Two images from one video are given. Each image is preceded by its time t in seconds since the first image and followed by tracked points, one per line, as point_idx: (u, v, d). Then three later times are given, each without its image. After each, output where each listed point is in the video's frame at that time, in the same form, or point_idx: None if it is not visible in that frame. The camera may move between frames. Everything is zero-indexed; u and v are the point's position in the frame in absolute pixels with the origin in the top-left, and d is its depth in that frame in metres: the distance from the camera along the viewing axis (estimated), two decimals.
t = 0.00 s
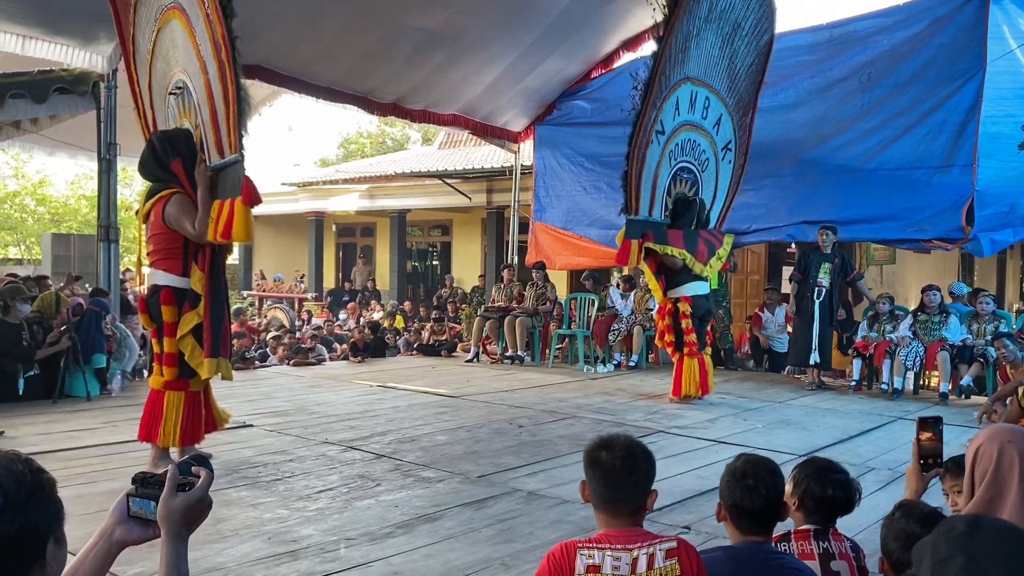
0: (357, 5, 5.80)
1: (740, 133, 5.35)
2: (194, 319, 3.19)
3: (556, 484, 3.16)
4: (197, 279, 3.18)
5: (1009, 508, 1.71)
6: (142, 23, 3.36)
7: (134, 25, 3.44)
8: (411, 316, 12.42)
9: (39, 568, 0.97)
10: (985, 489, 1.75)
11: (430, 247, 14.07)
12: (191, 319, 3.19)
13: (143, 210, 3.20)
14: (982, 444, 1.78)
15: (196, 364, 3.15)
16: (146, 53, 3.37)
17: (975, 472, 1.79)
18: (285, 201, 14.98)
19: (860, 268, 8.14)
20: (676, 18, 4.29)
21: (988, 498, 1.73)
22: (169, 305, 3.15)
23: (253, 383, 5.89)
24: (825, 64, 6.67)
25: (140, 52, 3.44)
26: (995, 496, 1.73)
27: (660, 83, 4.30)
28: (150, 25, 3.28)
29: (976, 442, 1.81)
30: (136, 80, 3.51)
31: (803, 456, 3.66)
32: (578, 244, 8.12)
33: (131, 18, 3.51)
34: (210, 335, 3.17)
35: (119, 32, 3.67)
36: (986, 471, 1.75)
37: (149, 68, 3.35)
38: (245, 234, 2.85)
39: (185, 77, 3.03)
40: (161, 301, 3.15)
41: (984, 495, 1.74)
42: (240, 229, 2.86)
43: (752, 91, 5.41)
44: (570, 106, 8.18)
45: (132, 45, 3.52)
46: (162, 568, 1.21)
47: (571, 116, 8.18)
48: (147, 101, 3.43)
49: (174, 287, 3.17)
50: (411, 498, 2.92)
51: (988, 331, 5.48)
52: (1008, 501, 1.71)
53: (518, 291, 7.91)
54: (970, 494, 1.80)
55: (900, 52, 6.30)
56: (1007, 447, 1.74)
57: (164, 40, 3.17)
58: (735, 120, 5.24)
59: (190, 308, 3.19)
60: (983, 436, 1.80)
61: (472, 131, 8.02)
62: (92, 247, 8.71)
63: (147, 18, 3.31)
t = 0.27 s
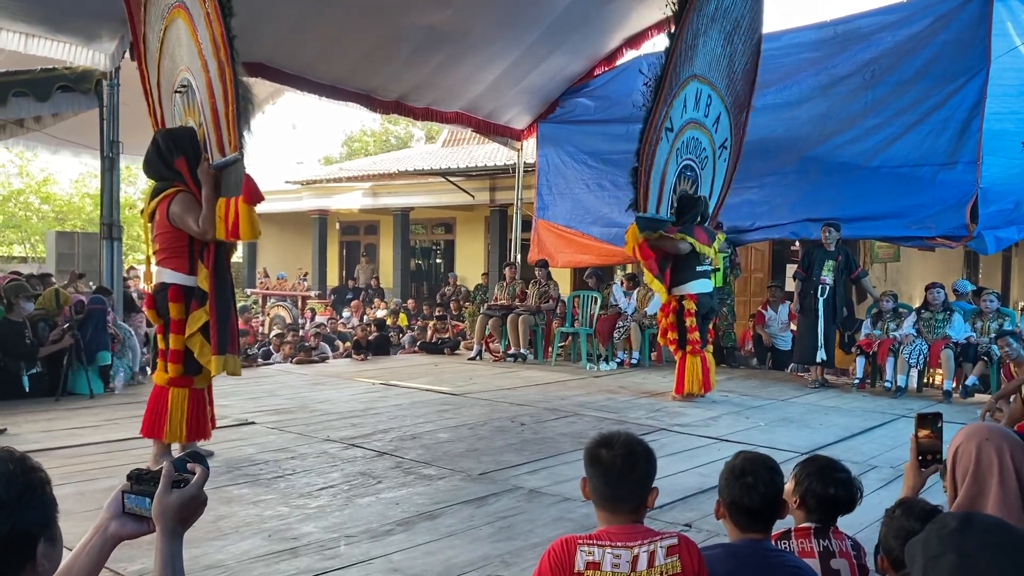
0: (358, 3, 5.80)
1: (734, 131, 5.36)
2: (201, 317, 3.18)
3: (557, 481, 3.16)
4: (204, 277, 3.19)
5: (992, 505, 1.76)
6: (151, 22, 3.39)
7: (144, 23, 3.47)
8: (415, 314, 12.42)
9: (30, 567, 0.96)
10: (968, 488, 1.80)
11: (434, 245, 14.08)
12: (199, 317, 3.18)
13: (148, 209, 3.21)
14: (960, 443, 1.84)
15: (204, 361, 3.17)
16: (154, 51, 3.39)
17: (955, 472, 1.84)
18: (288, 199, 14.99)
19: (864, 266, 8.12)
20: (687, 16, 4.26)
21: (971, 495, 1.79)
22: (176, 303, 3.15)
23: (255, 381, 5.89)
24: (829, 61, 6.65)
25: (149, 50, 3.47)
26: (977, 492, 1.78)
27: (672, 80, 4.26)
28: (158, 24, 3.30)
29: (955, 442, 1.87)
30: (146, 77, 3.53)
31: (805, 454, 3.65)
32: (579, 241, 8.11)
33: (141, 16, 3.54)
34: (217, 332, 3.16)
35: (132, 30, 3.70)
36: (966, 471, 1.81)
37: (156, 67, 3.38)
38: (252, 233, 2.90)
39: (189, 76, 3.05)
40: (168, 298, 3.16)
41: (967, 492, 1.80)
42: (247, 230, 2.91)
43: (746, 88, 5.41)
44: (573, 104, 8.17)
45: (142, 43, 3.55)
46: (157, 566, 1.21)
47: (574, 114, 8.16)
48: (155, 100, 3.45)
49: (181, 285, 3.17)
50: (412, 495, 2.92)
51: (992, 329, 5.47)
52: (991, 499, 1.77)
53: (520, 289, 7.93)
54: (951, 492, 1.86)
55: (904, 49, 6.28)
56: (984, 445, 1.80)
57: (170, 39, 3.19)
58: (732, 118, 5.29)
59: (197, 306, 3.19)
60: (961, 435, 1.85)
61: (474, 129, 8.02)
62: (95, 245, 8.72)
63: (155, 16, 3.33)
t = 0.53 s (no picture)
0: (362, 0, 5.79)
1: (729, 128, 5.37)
2: (206, 314, 3.19)
3: (560, 479, 3.15)
4: (209, 275, 3.19)
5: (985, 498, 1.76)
6: (160, 20, 3.41)
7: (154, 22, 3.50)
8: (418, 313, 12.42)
9: (35, 564, 0.97)
10: (963, 481, 1.79)
11: (437, 243, 14.08)
12: (204, 315, 3.19)
13: (155, 206, 3.21)
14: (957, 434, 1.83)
15: (209, 359, 3.17)
16: (163, 49, 3.42)
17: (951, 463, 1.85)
18: (292, 198, 15.01)
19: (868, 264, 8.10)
20: (703, 13, 4.30)
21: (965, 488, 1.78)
22: (181, 300, 3.16)
23: (259, 379, 5.90)
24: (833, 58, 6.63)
25: (158, 48, 3.49)
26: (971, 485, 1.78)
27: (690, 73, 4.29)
28: (165, 22, 3.32)
29: (952, 432, 1.86)
30: (155, 75, 3.54)
31: (808, 452, 3.65)
32: (583, 240, 8.03)
33: (150, 14, 3.57)
34: (221, 330, 3.16)
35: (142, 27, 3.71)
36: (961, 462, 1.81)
37: (165, 65, 3.40)
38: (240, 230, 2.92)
39: (194, 74, 3.06)
40: (174, 296, 3.17)
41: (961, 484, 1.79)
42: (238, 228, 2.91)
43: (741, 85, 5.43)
44: (576, 102, 8.16)
45: (152, 42, 3.58)
46: (159, 561, 1.21)
47: (578, 112, 8.16)
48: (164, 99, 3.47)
49: (185, 283, 3.18)
50: (415, 493, 2.92)
51: (996, 327, 5.46)
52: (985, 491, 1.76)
53: (523, 288, 7.92)
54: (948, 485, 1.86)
55: (909, 47, 6.26)
56: (980, 437, 1.79)
57: (177, 37, 3.21)
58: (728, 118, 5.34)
59: (202, 304, 3.19)
60: (957, 426, 1.85)
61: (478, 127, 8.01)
62: (99, 243, 8.74)
63: (163, 15, 3.35)
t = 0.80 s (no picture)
0: None
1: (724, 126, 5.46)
2: (210, 312, 3.20)
3: (563, 478, 3.15)
4: (213, 273, 3.19)
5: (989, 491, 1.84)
6: (166, 19, 3.44)
7: (159, 22, 3.53)
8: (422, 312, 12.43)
9: (47, 558, 0.97)
10: (968, 473, 1.88)
11: (441, 243, 14.08)
12: (208, 313, 3.19)
13: (161, 204, 3.22)
14: (963, 428, 1.91)
15: (212, 357, 3.18)
16: (169, 48, 3.44)
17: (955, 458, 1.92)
18: (296, 197, 15.02)
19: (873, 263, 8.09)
20: (722, 25, 4.69)
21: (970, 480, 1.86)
22: (185, 299, 3.16)
23: (263, 378, 5.91)
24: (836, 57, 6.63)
25: (164, 48, 3.52)
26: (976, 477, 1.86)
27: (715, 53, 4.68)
28: (171, 22, 3.35)
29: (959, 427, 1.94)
30: (162, 73, 3.56)
31: (812, 451, 3.64)
32: (588, 239, 8.01)
33: (156, 13, 3.60)
34: (227, 329, 3.17)
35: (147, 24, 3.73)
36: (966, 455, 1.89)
37: (171, 64, 3.42)
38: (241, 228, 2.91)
39: (199, 73, 3.08)
40: (177, 295, 3.17)
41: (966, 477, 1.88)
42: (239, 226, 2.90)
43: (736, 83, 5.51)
44: (580, 101, 8.16)
45: (158, 39, 3.60)
46: (165, 560, 1.22)
47: (582, 111, 8.15)
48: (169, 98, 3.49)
49: (189, 281, 3.18)
50: (418, 491, 2.93)
51: (1001, 326, 5.44)
52: (989, 483, 1.84)
53: (527, 287, 7.91)
54: (953, 479, 1.94)
55: (913, 45, 6.24)
56: (986, 432, 1.87)
57: (182, 36, 3.23)
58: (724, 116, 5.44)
59: (206, 302, 3.20)
60: (965, 420, 1.93)
61: (482, 127, 8.03)
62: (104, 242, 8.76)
63: (170, 14, 3.38)
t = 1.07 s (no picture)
0: None
1: (722, 127, 5.48)
2: (210, 312, 3.21)
3: (564, 478, 3.16)
4: (214, 273, 3.20)
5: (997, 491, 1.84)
6: (170, 20, 3.46)
7: (164, 23, 3.55)
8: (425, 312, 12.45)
9: (52, 555, 0.99)
10: (976, 472, 1.88)
11: (444, 243, 14.09)
12: (208, 312, 3.20)
13: (162, 203, 3.22)
14: (972, 427, 1.92)
15: (211, 357, 3.19)
16: (172, 49, 3.46)
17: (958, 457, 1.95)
18: (299, 197, 15.05)
19: (875, 264, 8.08)
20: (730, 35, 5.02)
21: (979, 479, 1.86)
22: (185, 298, 3.17)
23: (265, 378, 5.93)
24: (839, 58, 6.62)
25: (168, 48, 3.54)
26: (984, 477, 1.86)
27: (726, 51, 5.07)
28: (175, 23, 3.37)
29: (968, 426, 1.94)
30: (166, 73, 3.58)
31: (813, 452, 3.64)
32: (589, 240, 8.04)
33: (161, 13, 3.62)
34: (226, 329, 3.18)
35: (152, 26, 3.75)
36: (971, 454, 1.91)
37: (174, 64, 3.44)
38: (253, 228, 2.91)
39: (201, 73, 3.09)
40: (178, 294, 3.18)
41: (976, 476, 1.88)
42: (251, 226, 2.91)
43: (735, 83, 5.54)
44: (583, 101, 8.16)
45: (162, 39, 3.62)
46: (163, 561, 1.23)
47: (585, 112, 8.15)
48: (173, 98, 3.50)
49: (190, 281, 3.19)
50: (419, 491, 2.94)
51: (1003, 327, 5.42)
52: (997, 482, 1.84)
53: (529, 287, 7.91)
54: (958, 478, 1.94)
55: (916, 46, 6.23)
56: (995, 431, 1.87)
57: (185, 37, 3.25)
58: (724, 116, 5.48)
59: (206, 302, 3.21)
60: (973, 420, 1.94)
61: (484, 127, 8.04)
62: (107, 242, 8.78)
63: (174, 15, 3.40)
